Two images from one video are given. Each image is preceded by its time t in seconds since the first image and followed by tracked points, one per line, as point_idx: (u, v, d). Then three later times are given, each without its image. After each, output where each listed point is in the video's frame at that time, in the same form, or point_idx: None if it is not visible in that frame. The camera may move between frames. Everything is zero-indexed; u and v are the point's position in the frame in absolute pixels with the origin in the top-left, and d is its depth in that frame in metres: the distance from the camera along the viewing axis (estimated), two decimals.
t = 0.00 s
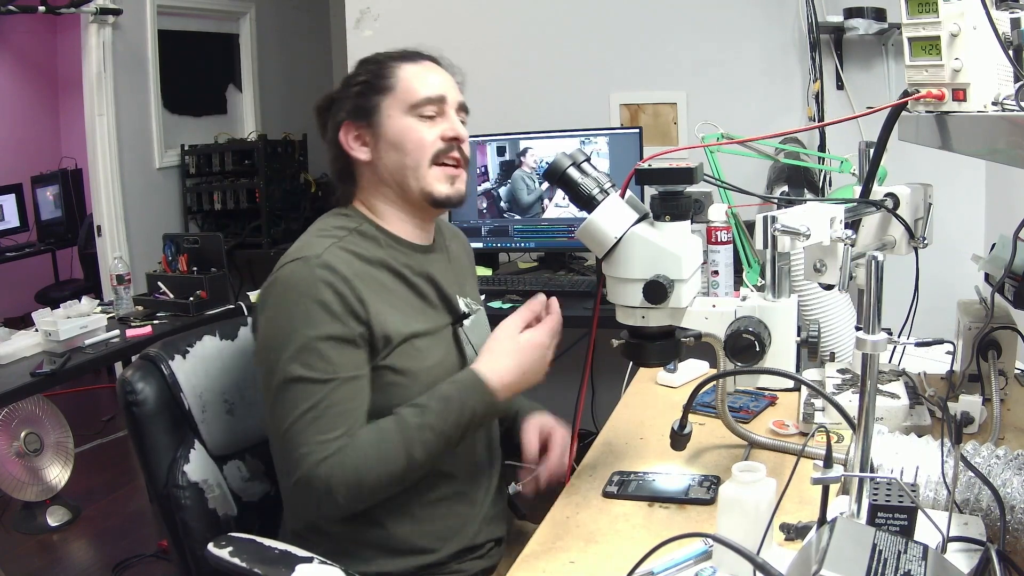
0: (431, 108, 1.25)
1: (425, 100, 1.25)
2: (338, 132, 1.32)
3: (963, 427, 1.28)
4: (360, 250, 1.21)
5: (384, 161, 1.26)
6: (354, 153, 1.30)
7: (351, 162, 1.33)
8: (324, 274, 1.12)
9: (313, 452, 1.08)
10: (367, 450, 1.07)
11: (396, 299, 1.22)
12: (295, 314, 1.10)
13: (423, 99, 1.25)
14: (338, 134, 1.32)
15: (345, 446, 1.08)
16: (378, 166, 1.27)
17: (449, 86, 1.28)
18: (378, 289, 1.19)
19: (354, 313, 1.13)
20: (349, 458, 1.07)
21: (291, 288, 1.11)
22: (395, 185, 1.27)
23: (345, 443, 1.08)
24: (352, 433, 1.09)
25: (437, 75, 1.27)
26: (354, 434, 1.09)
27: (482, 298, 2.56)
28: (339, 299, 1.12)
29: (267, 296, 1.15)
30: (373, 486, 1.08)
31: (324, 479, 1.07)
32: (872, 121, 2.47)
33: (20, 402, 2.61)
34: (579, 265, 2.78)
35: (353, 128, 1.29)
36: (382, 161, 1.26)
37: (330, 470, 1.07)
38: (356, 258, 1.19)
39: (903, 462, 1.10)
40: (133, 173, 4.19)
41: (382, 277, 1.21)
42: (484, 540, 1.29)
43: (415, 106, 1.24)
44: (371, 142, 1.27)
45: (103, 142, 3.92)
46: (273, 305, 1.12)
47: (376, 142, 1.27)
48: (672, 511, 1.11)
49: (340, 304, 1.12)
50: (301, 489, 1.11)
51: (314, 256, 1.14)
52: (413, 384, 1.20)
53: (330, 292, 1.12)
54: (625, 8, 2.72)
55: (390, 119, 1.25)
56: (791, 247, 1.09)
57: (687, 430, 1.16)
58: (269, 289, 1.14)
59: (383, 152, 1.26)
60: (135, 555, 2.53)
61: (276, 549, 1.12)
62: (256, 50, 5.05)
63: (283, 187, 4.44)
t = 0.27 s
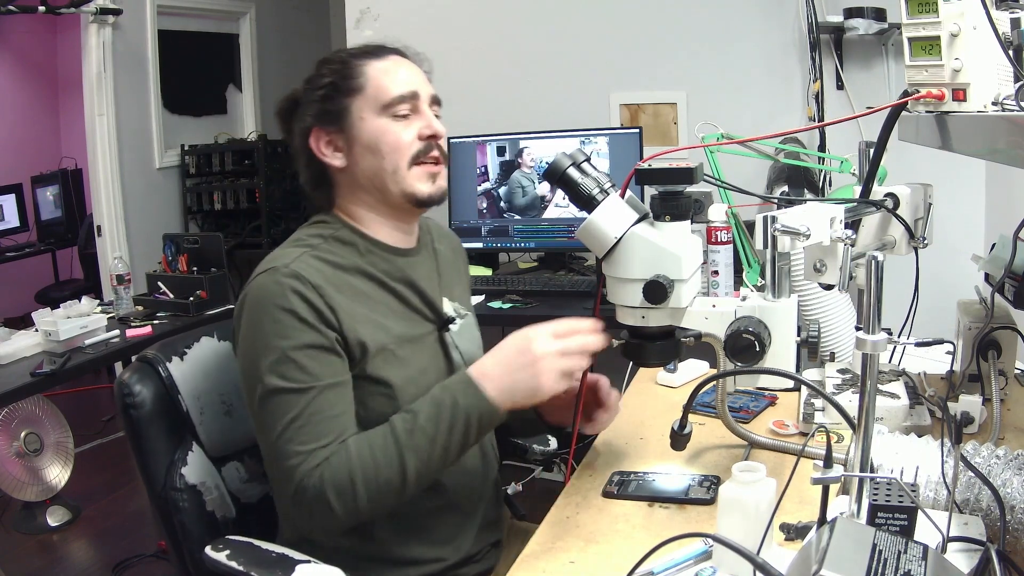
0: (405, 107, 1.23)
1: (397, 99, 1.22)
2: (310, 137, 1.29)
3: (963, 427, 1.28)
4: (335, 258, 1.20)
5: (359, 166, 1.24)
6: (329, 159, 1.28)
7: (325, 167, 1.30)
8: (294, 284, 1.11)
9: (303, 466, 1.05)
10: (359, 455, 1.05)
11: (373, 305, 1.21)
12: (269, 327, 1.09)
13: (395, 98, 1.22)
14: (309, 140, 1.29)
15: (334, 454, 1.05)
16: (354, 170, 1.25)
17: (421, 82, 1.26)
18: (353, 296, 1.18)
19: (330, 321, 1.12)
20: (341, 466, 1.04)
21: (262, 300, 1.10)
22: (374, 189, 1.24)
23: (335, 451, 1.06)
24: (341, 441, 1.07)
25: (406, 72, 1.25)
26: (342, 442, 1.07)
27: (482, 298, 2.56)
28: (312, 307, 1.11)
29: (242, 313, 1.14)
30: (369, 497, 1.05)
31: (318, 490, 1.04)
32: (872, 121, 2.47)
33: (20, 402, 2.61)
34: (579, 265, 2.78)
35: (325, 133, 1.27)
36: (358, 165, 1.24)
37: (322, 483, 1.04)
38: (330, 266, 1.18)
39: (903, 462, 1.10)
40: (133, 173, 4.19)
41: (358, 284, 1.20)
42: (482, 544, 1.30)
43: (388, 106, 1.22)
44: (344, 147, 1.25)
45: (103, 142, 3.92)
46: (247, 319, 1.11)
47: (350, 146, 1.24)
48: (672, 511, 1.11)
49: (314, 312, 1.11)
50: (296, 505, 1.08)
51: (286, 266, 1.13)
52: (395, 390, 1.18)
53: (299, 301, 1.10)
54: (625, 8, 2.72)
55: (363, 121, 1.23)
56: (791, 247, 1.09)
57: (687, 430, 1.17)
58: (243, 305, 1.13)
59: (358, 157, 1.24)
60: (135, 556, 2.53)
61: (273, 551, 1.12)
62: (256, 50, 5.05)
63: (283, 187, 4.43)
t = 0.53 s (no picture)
0: (382, 106, 1.24)
1: (376, 99, 1.23)
2: (282, 139, 1.27)
3: (963, 427, 1.28)
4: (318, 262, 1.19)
5: (339, 167, 1.24)
6: (303, 160, 1.26)
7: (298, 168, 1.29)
8: (282, 290, 1.10)
9: (323, 469, 1.03)
10: (380, 446, 1.04)
11: (359, 306, 1.21)
12: (264, 335, 1.07)
13: (373, 98, 1.23)
14: (282, 142, 1.28)
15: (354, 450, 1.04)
16: (333, 172, 1.25)
17: (395, 81, 1.27)
18: (339, 298, 1.18)
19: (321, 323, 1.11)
20: (364, 460, 1.04)
21: (251, 310, 1.08)
22: (354, 191, 1.25)
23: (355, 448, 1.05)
24: (357, 437, 1.06)
25: (379, 70, 1.25)
26: (358, 438, 1.06)
27: (482, 298, 2.56)
28: (302, 312, 1.10)
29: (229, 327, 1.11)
30: (397, 486, 1.05)
31: (345, 487, 1.03)
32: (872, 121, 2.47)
33: (20, 402, 2.61)
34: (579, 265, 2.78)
35: (299, 135, 1.26)
36: (337, 166, 1.24)
37: (347, 481, 1.03)
38: (314, 271, 1.18)
39: (903, 462, 1.10)
40: (133, 173, 4.19)
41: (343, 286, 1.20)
42: (481, 544, 1.30)
43: (366, 106, 1.23)
44: (322, 148, 1.24)
45: (103, 141, 3.92)
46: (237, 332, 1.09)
47: (327, 147, 1.24)
48: (672, 511, 1.11)
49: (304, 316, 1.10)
50: (321, 511, 1.05)
51: (270, 273, 1.12)
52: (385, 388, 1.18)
53: (289, 306, 1.09)
54: (625, 8, 2.72)
55: (341, 121, 1.22)
56: (791, 246, 1.09)
57: (687, 430, 1.17)
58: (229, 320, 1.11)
59: (337, 158, 1.23)
60: (135, 555, 2.53)
61: (273, 553, 1.12)
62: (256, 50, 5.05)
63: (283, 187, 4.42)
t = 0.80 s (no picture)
0: (366, 106, 1.23)
1: (359, 98, 1.23)
2: (266, 143, 1.26)
3: (963, 427, 1.28)
4: (302, 266, 1.20)
5: (326, 168, 1.23)
6: (289, 164, 1.25)
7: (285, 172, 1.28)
8: (265, 298, 1.09)
9: (321, 471, 1.03)
10: (376, 442, 1.04)
11: (347, 306, 1.21)
12: (250, 344, 1.07)
13: (357, 97, 1.23)
14: (266, 146, 1.26)
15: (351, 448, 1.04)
16: (320, 173, 1.24)
17: (376, 80, 1.27)
18: (324, 299, 1.18)
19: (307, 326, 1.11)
20: (362, 458, 1.03)
21: (236, 321, 1.08)
22: (342, 193, 1.24)
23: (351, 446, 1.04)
24: (353, 434, 1.05)
25: (358, 69, 1.25)
26: (354, 436, 1.05)
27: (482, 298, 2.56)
28: (287, 318, 1.10)
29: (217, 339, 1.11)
30: (396, 480, 1.04)
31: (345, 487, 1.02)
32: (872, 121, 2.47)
33: (20, 402, 2.61)
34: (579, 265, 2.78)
35: (284, 138, 1.24)
36: (324, 168, 1.23)
37: (346, 480, 1.03)
38: (298, 276, 1.18)
39: (903, 462, 1.10)
40: (133, 173, 4.19)
41: (329, 288, 1.20)
42: (480, 543, 1.30)
43: (351, 105, 1.22)
44: (308, 149, 1.23)
45: (103, 141, 3.91)
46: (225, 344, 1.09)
47: (314, 148, 1.23)
48: (672, 511, 1.11)
49: (290, 321, 1.10)
50: (324, 513, 1.05)
51: (253, 282, 1.12)
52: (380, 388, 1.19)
53: (273, 313, 1.09)
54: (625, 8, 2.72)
55: (326, 121, 1.22)
56: (791, 246, 1.09)
57: (687, 430, 1.17)
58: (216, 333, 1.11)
59: (324, 159, 1.22)
60: (135, 555, 2.53)
61: (273, 553, 1.12)
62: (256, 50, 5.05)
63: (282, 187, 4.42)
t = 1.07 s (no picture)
0: (362, 107, 1.21)
1: (356, 99, 1.20)
2: (258, 140, 1.20)
3: (963, 427, 1.28)
4: (291, 276, 1.18)
5: (322, 168, 1.20)
6: (283, 162, 1.20)
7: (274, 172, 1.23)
8: (252, 311, 1.08)
9: (310, 486, 1.01)
10: (364, 456, 1.01)
11: (336, 316, 1.19)
12: (238, 360, 1.05)
13: (353, 98, 1.20)
14: (258, 143, 1.21)
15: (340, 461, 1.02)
16: (316, 173, 1.20)
17: (369, 82, 1.24)
18: (313, 309, 1.17)
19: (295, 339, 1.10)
20: (350, 472, 1.01)
21: (223, 336, 1.07)
22: (337, 195, 1.21)
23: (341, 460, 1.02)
24: (343, 448, 1.03)
25: (351, 71, 1.23)
26: (344, 449, 1.03)
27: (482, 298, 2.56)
28: (275, 331, 1.08)
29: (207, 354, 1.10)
30: (387, 494, 1.01)
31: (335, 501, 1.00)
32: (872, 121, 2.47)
33: (20, 402, 2.61)
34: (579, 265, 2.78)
35: (278, 135, 1.19)
36: (320, 168, 1.20)
37: (336, 494, 1.01)
38: (286, 287, 1.16)
39: (903, 462, 1.10)
40: (133, 173, 4.19)
41: (318, 297, 1.19)
42: (479, 542, 1.30)
43: (347, 106, 1.20)
44: (303, 148, 1.19)
45: (103, 141, 3.91)
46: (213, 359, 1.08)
47: (310, 147, 1.19)
48: (672, 511, 1.11)
49: (278, 334, 1.08)
50: (317, 527, 1.03)
51: (239, 296, 1.10)
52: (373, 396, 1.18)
53: (260, 327, 1.07)
54: (625, 8, 2.72)
55: (323, 120, 1.18)
56: (791, 246, 1.09)
57: (687, 430, 1.17)
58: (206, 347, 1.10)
59: (320, 159, 1.19)
60: (135, 555, 2.53)
61: (272, 553, 1.12)
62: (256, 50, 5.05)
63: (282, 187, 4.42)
